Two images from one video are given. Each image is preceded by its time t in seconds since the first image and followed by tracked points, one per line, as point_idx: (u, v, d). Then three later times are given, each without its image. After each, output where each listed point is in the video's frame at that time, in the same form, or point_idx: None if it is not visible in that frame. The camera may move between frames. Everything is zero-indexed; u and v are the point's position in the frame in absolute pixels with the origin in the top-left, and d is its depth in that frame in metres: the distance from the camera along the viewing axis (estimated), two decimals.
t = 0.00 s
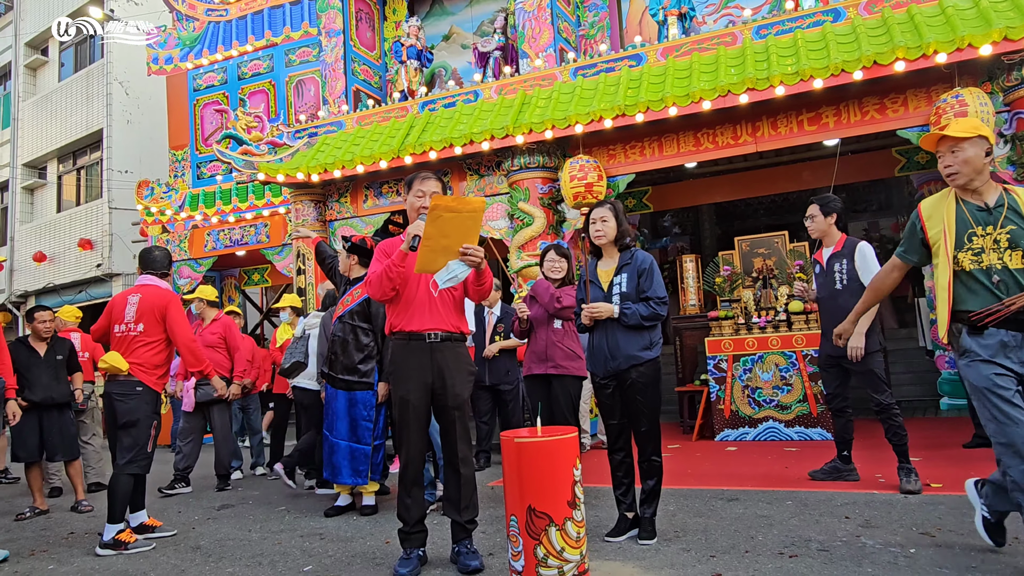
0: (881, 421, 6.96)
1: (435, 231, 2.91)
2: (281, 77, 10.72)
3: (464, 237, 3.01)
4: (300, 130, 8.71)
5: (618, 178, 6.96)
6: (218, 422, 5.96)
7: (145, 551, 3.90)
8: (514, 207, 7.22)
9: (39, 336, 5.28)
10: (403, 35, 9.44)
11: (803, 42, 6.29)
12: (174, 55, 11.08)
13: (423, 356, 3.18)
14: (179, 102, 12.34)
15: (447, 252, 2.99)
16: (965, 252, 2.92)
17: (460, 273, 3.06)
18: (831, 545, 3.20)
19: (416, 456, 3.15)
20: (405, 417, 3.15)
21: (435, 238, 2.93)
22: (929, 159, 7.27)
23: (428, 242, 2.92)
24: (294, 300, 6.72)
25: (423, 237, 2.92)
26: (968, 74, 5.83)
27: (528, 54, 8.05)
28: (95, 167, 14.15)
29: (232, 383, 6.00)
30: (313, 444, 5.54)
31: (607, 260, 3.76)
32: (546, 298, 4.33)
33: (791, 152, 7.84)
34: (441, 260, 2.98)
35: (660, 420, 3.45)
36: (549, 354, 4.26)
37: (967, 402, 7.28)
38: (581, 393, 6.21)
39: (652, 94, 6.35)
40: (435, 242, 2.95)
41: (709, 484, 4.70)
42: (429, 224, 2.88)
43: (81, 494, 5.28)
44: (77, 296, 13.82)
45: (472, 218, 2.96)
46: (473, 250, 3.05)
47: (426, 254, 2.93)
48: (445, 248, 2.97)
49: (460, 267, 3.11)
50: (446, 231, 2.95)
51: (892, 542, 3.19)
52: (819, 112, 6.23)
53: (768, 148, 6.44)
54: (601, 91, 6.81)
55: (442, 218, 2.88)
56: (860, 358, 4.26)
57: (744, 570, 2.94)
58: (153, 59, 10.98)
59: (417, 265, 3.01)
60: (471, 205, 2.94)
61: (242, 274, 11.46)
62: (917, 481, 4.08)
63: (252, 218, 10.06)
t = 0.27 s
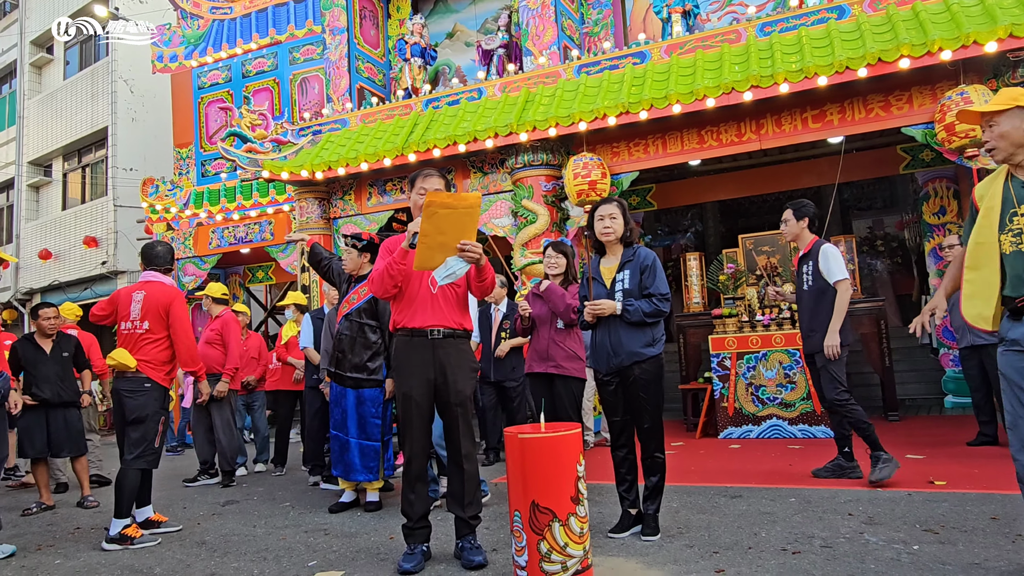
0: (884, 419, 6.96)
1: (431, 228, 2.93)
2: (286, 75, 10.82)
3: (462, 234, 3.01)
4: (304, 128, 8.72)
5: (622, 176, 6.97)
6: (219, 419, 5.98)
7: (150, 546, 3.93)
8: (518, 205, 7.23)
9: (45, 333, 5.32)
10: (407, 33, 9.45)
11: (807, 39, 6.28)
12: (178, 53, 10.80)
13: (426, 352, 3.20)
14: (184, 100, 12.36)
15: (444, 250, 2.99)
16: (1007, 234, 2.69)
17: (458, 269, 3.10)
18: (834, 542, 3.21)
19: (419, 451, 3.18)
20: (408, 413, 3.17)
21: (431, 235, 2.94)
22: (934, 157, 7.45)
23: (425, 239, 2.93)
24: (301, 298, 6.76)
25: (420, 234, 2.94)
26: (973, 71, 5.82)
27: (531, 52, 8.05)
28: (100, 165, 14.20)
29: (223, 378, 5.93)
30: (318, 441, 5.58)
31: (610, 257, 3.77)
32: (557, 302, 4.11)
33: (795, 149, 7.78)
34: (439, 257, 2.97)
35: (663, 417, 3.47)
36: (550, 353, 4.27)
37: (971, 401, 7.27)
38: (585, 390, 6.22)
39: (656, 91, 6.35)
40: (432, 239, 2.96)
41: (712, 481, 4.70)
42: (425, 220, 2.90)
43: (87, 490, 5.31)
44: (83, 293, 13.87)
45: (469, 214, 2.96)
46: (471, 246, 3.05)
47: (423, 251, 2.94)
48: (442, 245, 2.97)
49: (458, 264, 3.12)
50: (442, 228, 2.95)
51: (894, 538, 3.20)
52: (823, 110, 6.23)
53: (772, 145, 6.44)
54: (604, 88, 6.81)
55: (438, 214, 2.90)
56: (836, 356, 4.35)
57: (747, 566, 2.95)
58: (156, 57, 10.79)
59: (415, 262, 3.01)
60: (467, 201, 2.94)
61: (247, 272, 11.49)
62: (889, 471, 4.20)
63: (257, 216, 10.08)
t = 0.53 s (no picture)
0: (888, 418, 6.95)
1: (427, 227, 3.00)
2: (289, 73, 10.76)
3: (459, 232, 3.04)
4: (308, 126, 8.73)
5: (625, 174, 6.96)
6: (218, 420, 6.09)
7: (154, 542, 3.95)
8: (521, 203, 7.23)
9: (46, 331, 5.30)
10: (410, 31, 9.45)
11: (811, 36, 6.26)
12: (182, 51, 10.96)
13: (427, 350, 3.21)
14: (187, 99, 12.38)
15: (442, 248, 3.03)
16: None
17: (457, 269, 3.11)
18: (837, 540, 3.21)
19: (422, 448, 3.19)
20: (410, 411, 3.19)
21: (428, 234, 3.00)
22: (938, 155, 7.43)
23: (422, 238, 3.00)
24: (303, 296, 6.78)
25: (416, 234, 3.02)
26: (977, 68, 5.79)
27: (535, 50, 8.03)
28: (104, 163, 14.24)
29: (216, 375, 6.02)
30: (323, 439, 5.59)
31: (613, 255, 3.77)
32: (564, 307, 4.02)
33: (799, 147, 7.77)
34: (437, 255, 3.02)
35: (666, 415, 3.46)
36: (553, 351, 4.25)
37: (975, 399, 7.26)
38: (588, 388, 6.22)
39: (659, 89, 6.34)
40: (429, 238, 3.01)
41: (716, 479, 4.71)
42: (421, 220, 2.98)
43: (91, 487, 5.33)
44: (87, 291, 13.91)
45: (465, 212, 3.00)
46: (469, 245, 3.05)
47: (421, 250, 3.00)
48: (439, 244, 3.02)
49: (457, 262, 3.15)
50: (438, 227, 3.00)
51: (898, 537, 3.19)
52: (827, 108, 6.21)
53: (776, 143, 6.42)
54: (608, 86, 6.80)
55: (433, 213, 2.97)
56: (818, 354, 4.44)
57: (750, 564, 2.95)
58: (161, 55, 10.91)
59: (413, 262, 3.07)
60: (462, 199, 2.98)
61: (250, 270, 11.52)
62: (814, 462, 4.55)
63: (260, 214, 10.09)
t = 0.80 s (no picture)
0: (891, 416, 6.94)
1: (423, 227, 3.02)
2: (291, 71, 10.74)
3: (456, 231, 3.05)
4: (310, 124, 8.72)
5: (627, 172, 6.95)
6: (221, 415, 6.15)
7: (156, 540, 3.96)
8: (523, 201, 7.23)
9: (45, 330, 5.28)
10: (412, 29, 9.44)
11: (813, 34, 6.25)
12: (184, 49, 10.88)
13: (427, 349, 3.21)
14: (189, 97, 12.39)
15: (439, 248, 3.05)
16: None
17: (455, 267, 3.09)
18: (839, 539, 3.20)
19: (423, 447, 3.19)
20: (412, 409, 3.20)
21: (424, 234, 3.03)
22: (941, 152, 7.38)
23: (418, 238, 3.03)
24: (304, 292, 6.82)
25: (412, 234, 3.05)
26: (980, 66, 5.77)
27: (537, 48, 8.03)
28: (106, 162, 14.25)
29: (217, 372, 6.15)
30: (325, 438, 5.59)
31: (614, 253, 3.77)
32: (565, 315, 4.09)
33: (802, 145, 7.75)
34: (433, 255, 3.04)
35: (668, 413, 3.45)
36: (554, 349, 4.25)
37: (978, 398, 7.25)
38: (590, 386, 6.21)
39: (661, 87, 6.33)
40: (426, 238, 3.04)
41: (718, 477, 4.71)
42: (416, 220, 3.01)
43: (92, 484, 5.34)
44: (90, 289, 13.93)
45: (460, 211, 3.01)
46: (466, 244, 3.05)
47: (417, 250, 3.03)
48: (435, 244, 3.04)
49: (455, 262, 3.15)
50: (434, 226, 3.03)
51: (900, 535, 3.19)
52: (829, 106, 6.20)
53: (778, 141, 6.41)
54: (610, 84, 6.79)
55: (428, 212, 3.00)
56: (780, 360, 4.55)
57: (751, 563, 2.95)
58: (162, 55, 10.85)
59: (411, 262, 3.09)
60: (457, 198, 2.99)
61: (252, 268, 11.53)
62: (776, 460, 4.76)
63: (262, 212, 10.10)
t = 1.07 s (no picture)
0: (893, 415, 6.93)
1: (417, 228, 3.05)
2: (292, 69, 10.73)
3: (450, 232, 3.03)
4: (311, 122, 8.72)
5: (629, 170, 6.94)
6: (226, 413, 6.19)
7: (158, 538, 3.96)
8: (524, 199, 7.22)
9: (45, 329, 5.28)
10: (414, 27, 9.42)
11: (815, 32, 6.23)
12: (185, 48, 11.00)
13: (427, 347, 3.21)
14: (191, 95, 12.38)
15: (434, 249, 3.05)
16: None
17: (449, 268, 3.14)
18: (840, 537, 3.20)
19: (424, 445, 3.20)
20: (412, 408, 3.20)
21: (418, 235, 3.05)
22: (944, 150, 7.47)
23: (412, 240, 3.06)
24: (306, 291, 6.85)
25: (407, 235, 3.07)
26: (983, 63, 5.75)
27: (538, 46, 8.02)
28: (108, 160, 14.27)
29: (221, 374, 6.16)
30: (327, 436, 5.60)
31: (616, 251, 3.77)
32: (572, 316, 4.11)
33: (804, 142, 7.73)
34: (429, 255, 3.04)
35: (670, 412, 3.45)
36: (554, 347, 4.25)
37: (980, 396, 7.23)
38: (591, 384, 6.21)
39: (663, 85, 6.32)
40: (421, 239, 3.06)
41: (719, 476, 4.70)
42: (409, 222, 3.04)
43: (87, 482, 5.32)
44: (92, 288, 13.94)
45: (452, 211, 3.01)
46: (460, 244, 3.02)
47: (412, 251, 3.05)
48: (430, 244, 3.04)
49: (451, 263, 3.15)
50: (428, 227, 3.04)
51: (902, 534, 3.18)
52: (832, 103, 6.18)
53: (780, 139, 6.40)
54: (611, 82, 6.78)
55: (421, 214, 3.03)
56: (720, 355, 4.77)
57: (752, 561, 2.94)
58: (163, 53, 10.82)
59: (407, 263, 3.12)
60: (449, 199, 3.00)
61: (254, 267, 11.53)
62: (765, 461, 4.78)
63: (263, 211, 10.10)
